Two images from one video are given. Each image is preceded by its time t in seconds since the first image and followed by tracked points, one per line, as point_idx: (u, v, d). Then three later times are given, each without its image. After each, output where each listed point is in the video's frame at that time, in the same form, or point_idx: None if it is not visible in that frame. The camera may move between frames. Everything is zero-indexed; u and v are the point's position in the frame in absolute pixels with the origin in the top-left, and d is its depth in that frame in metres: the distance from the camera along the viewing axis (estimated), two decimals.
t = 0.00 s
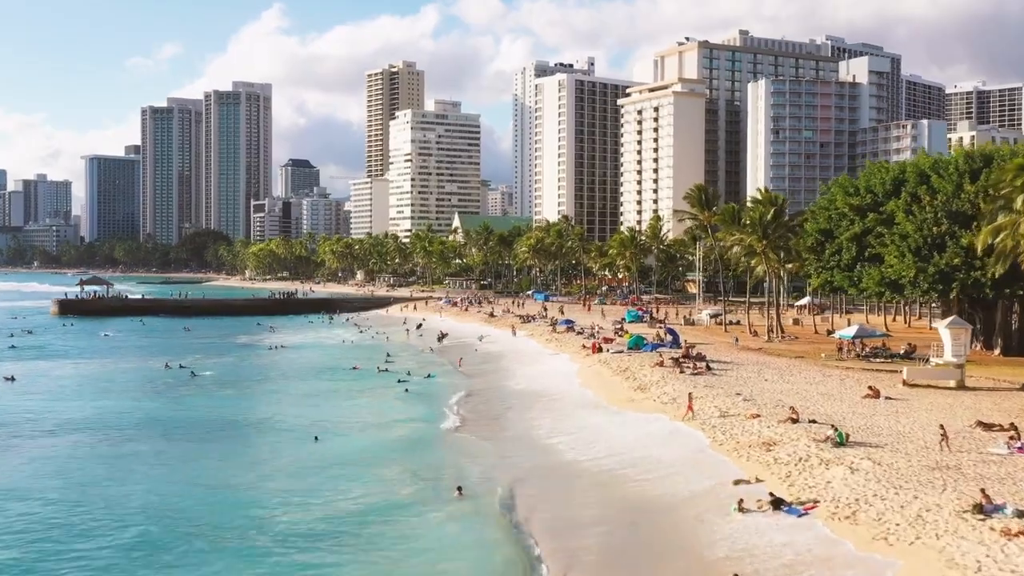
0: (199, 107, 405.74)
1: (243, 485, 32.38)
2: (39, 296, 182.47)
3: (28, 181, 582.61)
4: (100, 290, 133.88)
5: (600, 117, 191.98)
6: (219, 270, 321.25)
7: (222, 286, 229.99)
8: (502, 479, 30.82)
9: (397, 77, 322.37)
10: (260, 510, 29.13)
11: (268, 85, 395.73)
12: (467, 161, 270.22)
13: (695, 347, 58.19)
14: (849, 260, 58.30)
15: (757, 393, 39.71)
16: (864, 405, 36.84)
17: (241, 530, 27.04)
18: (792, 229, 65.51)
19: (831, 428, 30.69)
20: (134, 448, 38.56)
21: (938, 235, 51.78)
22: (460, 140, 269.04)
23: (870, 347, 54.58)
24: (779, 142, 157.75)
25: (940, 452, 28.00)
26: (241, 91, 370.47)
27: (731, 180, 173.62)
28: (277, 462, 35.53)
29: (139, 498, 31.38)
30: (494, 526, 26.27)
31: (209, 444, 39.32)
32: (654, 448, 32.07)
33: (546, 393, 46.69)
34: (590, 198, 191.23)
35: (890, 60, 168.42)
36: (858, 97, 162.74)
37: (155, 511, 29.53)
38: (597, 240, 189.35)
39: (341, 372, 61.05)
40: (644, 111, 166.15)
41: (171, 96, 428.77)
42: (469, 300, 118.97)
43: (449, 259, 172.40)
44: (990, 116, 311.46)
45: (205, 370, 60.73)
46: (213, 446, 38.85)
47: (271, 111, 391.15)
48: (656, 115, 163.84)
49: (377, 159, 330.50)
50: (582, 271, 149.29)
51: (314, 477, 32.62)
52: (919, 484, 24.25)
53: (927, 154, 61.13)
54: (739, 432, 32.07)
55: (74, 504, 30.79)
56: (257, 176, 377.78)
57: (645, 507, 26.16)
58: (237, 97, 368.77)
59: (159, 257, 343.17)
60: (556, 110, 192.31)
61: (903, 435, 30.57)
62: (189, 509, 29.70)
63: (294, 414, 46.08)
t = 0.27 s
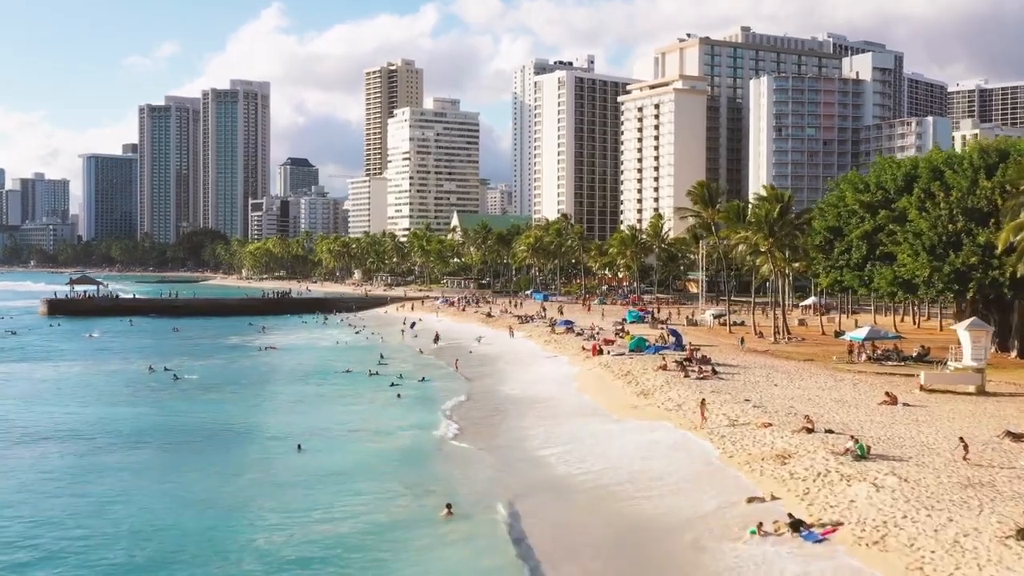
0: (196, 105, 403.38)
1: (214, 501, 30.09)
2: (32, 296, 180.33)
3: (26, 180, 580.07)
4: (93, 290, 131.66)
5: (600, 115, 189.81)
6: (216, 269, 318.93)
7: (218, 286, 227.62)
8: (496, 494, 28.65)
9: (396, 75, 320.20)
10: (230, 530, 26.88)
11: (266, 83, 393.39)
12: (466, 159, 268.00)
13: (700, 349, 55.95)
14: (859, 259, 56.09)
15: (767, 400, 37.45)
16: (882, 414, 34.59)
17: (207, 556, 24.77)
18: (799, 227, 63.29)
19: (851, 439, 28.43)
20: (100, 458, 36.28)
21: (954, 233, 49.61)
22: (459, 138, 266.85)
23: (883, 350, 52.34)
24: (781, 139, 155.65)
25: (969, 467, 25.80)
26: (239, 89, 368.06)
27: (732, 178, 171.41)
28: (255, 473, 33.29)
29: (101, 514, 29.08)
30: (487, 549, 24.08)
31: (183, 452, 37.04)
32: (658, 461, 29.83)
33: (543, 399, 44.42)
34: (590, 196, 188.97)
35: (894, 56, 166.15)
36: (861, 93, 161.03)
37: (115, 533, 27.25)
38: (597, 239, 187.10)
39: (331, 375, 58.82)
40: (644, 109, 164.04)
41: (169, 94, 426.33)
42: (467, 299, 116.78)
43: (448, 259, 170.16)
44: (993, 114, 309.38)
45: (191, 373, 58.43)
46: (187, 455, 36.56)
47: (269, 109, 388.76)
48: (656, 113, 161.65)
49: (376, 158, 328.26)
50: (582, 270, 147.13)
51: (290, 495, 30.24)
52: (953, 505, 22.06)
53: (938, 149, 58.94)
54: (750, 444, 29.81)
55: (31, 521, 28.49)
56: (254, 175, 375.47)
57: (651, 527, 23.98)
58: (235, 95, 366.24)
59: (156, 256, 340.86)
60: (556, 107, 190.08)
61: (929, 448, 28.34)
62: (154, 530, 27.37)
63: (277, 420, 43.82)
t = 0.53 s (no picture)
0: (194, 103, 400.90)
1: (184, 520, 27.80)
2: (26, 296, 178.16)
3: (25, 178, 577.61)
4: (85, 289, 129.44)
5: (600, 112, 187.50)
6: (214, 268, 316.66)
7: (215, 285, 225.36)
8: (487, 513, 26.45)
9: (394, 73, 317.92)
10: (196, 556, 24.61)
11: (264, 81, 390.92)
12: (465, 157, 265.70)
13: (705, 352, 53.61)
14: (870, 257, 53.80)
15: (779, 406, 35.20)
16: (903, 422, 32.28)
17: None
18: (807, 224, 60.99)
19: (874, 453, 26.15)
20: (66, 469, 33.99)
21: (971, 231, 47.32)
22: (458, 136, 264.55)
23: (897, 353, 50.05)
24: (784, 136, 153.39)
25: (1005, 485, 23.55)
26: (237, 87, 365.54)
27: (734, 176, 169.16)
28: (230, 488, 31.01)
29: (58, 535, 26.76)
30: None
31: (156, 463, 34.76)
32: (662, 476, 27.56)
33: (541, 405, 42.19)
34: (590, 194, 186.73)
35: (898, 53, 164.11)
36: (865, 90, 158.91)
37: (71, 558, 25.00)
38: (597, 238, 184.82)
39: (321, 378, 56.56)
40: (645, 106, 161.90)
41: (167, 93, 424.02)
42: (465, 299, 114.52)
43: (446, 258, 167.91)
44: (995, 112, 307.44)
45: (174, 376, 56.14)
46: (160, 466, 34.29)
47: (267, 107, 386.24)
48: (658, 110, 159.38)
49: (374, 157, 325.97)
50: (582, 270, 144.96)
51: (265, 515, 27.93)
52: (994, 532, 19.80)
53: (952, 143, 56.64)
54: (763, 457, 27.54)
55: None
56: (252, 173, 373.17)
57: (656, 555, 21.76)
58: (233, 93, 363.65)
59: (153, 256, 338.59)
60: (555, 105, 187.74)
61: (958, 462, 26.07)
62: (115, 554, 25.12)
63: (259, 427, 41.54)
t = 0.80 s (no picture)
0: (193, 102, 398.36)
1: (149, 543, 25.53)
2: (20, 295, 175.97)
3: (23, 176, 575.11)
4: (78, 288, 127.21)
5: (602, 110, 185.37)
6: (212, 267, 314.59)
7: (213, 284, 223.23)
8: (480, 535, 24.30)
9: (395, 71, 315.72)
10: None
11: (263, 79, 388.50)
12: (465, 156, 263.55)
13: (712, 354, 51.38)
14: (884, 255, 51.54)
15: (793, 414, 33.05)
16: (928, 432, 30.06)
17: None
18: (817, 222, 58.75)
19: (903, 468, 23.96)
20: (30, 481, 31.76)
21: (994, 228, 45.03)
22: (458, 134, 262.39)
23: (912, 355, 47.85)
24: (788, 134, 151.20)
25: None
26: (236, 85, 363.07)
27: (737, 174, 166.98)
28: (204, 505, 28.78)
29: (11, 559, 24.52)
30: None
31: (130, 474, 32.60)
32: (672, 493, 25.37)
33: (541, 412, 40.05)
34: (591, 192, 184.60)
35: (903, 49, 161.94)
36: (870, 87, 156.61)
37: None
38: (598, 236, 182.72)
39: (311, 381, 54.36)
40: (647, 103, 159.76)
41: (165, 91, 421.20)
42: (463, 299, 112.39)
43: (445, 257, 165.59)
44: (999, 110, 305.32)
45: (160, 379, 53.97)
46: (135, 478, 32.13)
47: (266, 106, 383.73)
48: (660, 107, 157.19)
49: (374, 155, 323.67)
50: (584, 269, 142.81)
51: (238, 536, 25.69)
52: None
53: (968, 136, 54.38)
54: (781, 472, 25.36)
55: None
56: (252, 171, 371.10)
57: None
58: (232, 91, 361.18)
59: (152, 255, 336.48)
60: (556, 102, 185.48)
61: (995, 478, 23.83)
62: None
63: (241, 435, 39.32)
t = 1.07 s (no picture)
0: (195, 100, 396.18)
1: (106, 568, 23.26)
2: (17, 294, 173.81)
3: (25, 175, 573.21)
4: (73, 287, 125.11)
5: (605, 106, 183.07)
6: (213, 266, 312.60)
7: (212, 283, 221.14)
8: (471, 560, 22.08)
9: (397, 69, 313.65)
10: None
11: (265, 77, 386.28)
12: (468, 154, 261.29)
13: (721, 356, 49.13)
14: (901, 253, 49.24)
15: (811, 424, 30.88)
16: (959, 444, 27.80)
17: None
18: (830, 220, 56.50)
19: (940, 488, 21.72)
20: None
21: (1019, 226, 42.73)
22: (461, 132, 260.18)
23: (932, 359, 45.55)
24: (794, 131, 149.08)
25: None
26: (238, 83, 360.77)
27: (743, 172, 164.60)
28: (173, 523, 26.56)
29: None
30: None
31: (100, 487, 30.45)
32: (683, 515, 23.16)
33: (542, 420, 37.92)
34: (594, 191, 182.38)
35: (912, 45, 159.55)
36: (878, 84, 154.03)
37: None
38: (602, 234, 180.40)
39: (301, 383, 52.19)
40: (652, 100, 157.58)
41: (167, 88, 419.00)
42: (464, 298, 110.15)
43: (447, 256, 163.43)
44: (1006, 108, 302.42)
45: (145, 381, 51.82)
46: (105, 491, 29.96)
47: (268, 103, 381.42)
48: (665, 103, 154.90)
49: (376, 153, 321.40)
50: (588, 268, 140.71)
51: (205, 560, 23.45)
52: None
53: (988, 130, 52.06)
54: (802, 491, 23.16)
55: None
56: (253, 170, 368.90)
57: None
58: (234, 89, 358.92)
59: (152, 253, 334.48)
60: (560, 99, 183.27)
61: None
62: None
63: (223, 443, 37.12)
